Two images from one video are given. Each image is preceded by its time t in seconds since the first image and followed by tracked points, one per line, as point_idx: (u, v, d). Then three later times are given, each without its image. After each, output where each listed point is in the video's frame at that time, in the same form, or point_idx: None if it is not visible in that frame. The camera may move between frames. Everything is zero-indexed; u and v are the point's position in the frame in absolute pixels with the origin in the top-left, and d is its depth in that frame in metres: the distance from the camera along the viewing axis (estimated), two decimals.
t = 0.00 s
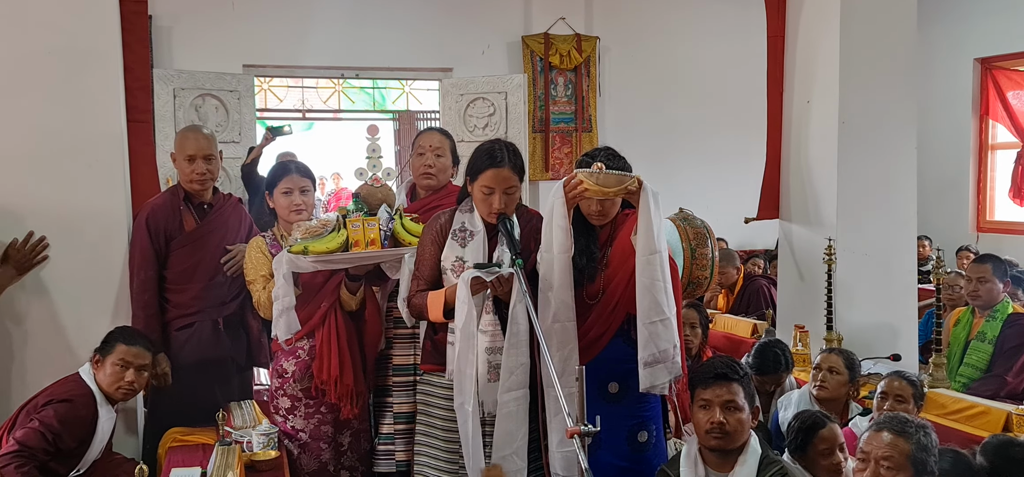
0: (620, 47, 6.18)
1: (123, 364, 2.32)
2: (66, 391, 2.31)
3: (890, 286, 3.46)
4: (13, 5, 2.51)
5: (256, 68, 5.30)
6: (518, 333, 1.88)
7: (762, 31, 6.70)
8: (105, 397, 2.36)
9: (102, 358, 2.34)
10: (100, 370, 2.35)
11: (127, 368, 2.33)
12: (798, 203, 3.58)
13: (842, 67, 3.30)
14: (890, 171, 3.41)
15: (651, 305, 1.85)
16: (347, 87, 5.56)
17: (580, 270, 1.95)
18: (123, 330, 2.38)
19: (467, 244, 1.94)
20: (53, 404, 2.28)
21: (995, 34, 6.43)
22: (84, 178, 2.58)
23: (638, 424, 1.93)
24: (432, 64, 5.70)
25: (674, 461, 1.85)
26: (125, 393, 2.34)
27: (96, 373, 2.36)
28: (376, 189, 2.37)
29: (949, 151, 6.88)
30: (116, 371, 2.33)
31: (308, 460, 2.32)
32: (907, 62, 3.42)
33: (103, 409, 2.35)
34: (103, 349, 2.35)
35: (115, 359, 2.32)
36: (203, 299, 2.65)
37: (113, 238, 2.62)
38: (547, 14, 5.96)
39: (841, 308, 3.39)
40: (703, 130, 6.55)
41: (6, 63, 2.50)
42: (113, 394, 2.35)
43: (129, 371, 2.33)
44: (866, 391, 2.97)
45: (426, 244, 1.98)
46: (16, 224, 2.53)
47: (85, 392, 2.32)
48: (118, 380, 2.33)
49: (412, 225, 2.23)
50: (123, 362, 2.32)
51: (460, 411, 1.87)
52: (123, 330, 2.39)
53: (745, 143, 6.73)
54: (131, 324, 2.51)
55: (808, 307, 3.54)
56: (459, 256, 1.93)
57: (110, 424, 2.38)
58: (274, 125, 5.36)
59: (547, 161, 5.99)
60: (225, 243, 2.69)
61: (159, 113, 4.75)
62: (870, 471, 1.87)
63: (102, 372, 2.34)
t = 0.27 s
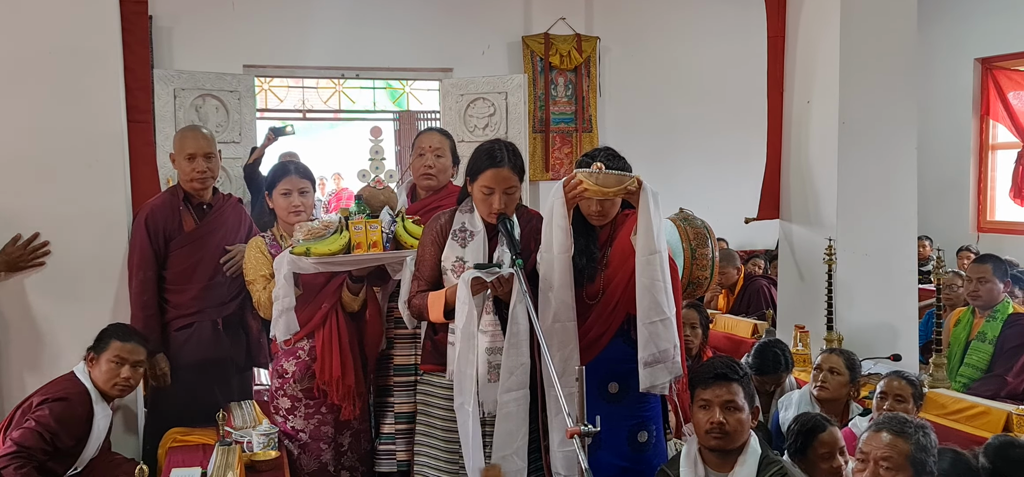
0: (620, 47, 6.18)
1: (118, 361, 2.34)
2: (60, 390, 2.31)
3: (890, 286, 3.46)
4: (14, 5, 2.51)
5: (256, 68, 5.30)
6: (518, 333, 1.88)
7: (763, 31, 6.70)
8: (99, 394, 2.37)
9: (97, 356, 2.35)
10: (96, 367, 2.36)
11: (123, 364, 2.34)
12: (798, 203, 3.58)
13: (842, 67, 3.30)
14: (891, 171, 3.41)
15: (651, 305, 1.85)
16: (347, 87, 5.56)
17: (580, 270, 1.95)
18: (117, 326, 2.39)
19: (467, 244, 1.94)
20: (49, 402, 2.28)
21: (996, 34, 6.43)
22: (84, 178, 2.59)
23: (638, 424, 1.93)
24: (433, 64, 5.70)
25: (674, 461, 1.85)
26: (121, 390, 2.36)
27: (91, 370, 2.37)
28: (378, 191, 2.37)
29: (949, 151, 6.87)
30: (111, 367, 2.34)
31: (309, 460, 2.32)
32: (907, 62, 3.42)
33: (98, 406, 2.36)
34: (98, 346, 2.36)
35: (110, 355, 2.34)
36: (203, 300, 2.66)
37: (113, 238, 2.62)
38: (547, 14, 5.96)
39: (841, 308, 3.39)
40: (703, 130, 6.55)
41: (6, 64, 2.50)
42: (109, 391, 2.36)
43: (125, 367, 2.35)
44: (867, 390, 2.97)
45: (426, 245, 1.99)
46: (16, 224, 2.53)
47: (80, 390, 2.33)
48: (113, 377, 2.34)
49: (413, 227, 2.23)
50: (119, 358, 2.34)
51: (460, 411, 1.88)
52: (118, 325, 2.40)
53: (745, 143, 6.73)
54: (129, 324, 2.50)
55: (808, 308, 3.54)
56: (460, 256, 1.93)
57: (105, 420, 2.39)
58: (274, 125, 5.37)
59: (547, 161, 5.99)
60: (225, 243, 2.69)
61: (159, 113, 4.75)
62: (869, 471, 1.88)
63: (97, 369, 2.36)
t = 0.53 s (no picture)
0: (621, 47, 6.18)
1: (113, 357, 2.35)
2: (56, 388, 2.33)
3: (891, 286, 3.46)
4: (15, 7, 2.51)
5: (257, 68, 5.31)
6: (519, 333, 1.89)
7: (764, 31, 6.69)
8: (96, 391, 2.39)
9: (91, 353, 2.36)
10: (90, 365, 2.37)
11: (118, 360, 2.36)
12: (799, 203, 3.58)
13: (843, 67, 3.30)
14: (892, 171, 3.41)
15: (651, 305, 1.85)
16: (348, 87, 5.56)
17: (581, 270, 1.95)
18: (111, 323, 2.40)
19: (468, 245, 1.94)
20: (46, 401, 2.31)
21: (998, 34, 6.42)
22: (85, 178, 2.59)
23: (639, 424, 1.93)
24: (433, 64, 5.70)
25: (674, 461, 1.85)
26: (117, 386, 2.37)
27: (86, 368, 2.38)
28: (380, 194, 2.35)
29: (951, 150, 6.86)
30: (106, 364, 2.35)
31: (309, 460, 2.32)
32: (908, 62, 3.42)
33: (94, 403, 2.38)
34: (92, 344, 2.37)
35: (105, 352, 2.35)
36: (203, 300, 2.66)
37: (113, 239, 2.62)
38: (548, 14, 5.96)
39: (842, 308, 3.39)
40: (705, 130, 6.55)
41: (7, 65, 2.51)
42: (105, 388, 2.37)
43: (120, 363, 2.36)
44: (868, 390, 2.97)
45: (427, 245, 1.99)
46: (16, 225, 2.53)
47: (76, 388, 2.35)
48: (109, 374, 2.35)
49: (414, 229, 2.24)
50: (113, 355, 2.35)
51: (460, 412, 1.88)
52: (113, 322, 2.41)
53: (746, 143, 6.72)
54: (128, 324, 2.50)
55: (809, 308, 3.54)
56: (461, 256, 1.93)
57: (102, 419, 2.41)
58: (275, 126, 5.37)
59: (548, 161, 6.00)
60: (224, 243, 2.69)
61: (160, 114, 4.76)
62: (868, 471, 1.89)
63: (92, 367, 2.37)
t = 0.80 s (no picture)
0: (621, 46, 6.16)
1: (103, 353, 2.36)
2: (46, 387, 2.33)
3: (893, 286, 3.45)
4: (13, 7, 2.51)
5: (257, 68, 5.30)
6: (518, 334, 1.87)
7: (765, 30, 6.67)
8: (85, 388, 2.39)
9: (80, 351, 2.37)
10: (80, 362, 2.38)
11: (108, 356, 2.37)
12: (801, 203, 3.57)
13: (844, 67, 3.28)
14: (894, 171, 3.40)
15: (652, 305, 1.84)
16: (348, 86, 5.54)
17: (581, 271, 1.94)
18: (99, 321, 2.41)
19: (467, 245, 1.93)
20: (37, 401, 2.30)
21: (1000, 32, 6.39)
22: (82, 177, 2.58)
23: (640, 425, 1.92)
24: (434, 64, 5.68)
25: (675, 461, 1.84)
26: (108, 382, 2.38)
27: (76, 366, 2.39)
28: (377, 195, 2.33)
29: (952, 150, 6.84)
30: (96, 360, 2.36)
31: (309, 461, 2.31)
32: (911, 62, 3.40)
33: (84, 401, 2.37)
34: (81, 341, 2.38)
35: (95, 348, 2.36)
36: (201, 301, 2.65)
37: (111, 239, 2.61)
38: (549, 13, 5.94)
39: (844, 308, 3.38)
40: (706, 129, 6.53)
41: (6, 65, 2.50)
42: (96, 385, 2.38)
43: (110, 358, 2.38)
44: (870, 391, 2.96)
45: (426, 246, 1.97)
46: (14, 225, 2.53)
47: (65, 385, 2.35)
48: (99, 370, 2.36)
49: (412, 228, 2.21)
50: (103, 351, 2.36)
51: (459, 412, 1.87)
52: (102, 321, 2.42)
53: (748, 142, 6.71)
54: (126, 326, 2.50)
55: (811, 308, 3.53)
56: (460, 257, 1.92)
57: (93, 418, 2.39)
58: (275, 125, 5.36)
59: (548, 161, 5.99)
60: (222, 242, 2.67)
61: (160, 113, 4.75)
62: (869, 472, 1.88)
63: (82, 364, 2.37)
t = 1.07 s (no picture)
0: (623, 47, 6.16)
1: (92, 348, 2.38)
2: (35, 386, 2.34)
3: (894, 286, 3.45)
4: (14, 8, 2.51)
5: (258, 68, 5.31)
6: (519, 334, 1.88)
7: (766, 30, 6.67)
8: (74, 384, 2.40)
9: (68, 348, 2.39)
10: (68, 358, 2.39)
11: (97, 351, 2.39)
12: (801, 203, 3.57)
13: (845, 67, 3.28)
14: (895, 172, 3.40)
15: (652, 306, 1.84)
16: (349, 87, 5.57)
17: (581, 271, 1.94)
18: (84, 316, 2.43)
19: (467, 245, 1.93)
20: (27, 399, 2.31)
21: (1001, 32, 6.39)
22: (83, 177, 2.59)
23: (640, 426, 1.93)
24: (435, 64, 5.69)
25: (675, 461, 1.84)
26: (98, 377, 2.40)
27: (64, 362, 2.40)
28: (376, 196, 2.34)
29: (953, 150, 6.84)
30: (85, 355, 2.38)
31: (309, 461, 2.31)
32: (912, 62, 3.40)
33: (74, 396, 2.38)
34: (68, 338, 2.39)
35: (83, 344, 2.37)
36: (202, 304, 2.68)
37: (110, 240, 2.62)
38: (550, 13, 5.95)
39: (845, 309, 3.38)
40: (707, 129, 6.53)
41: (8, 65, 2.51)
42: (85, 381, 2.39)
43: (99, 353, 2.40)
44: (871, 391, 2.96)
45: (427, 246, 1.98)
46: (15, 225, 2.53)
47: (54, 382, 2.35)
48: (88, 365, 2.38)
49: (409, 233, 2.24)
50: (91, 346, 2.38)
51: (459, 412, 1.87)
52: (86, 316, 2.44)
53: (749, 142, 6.70)
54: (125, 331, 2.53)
55: (812, 308, 3.53)
56: (460, 257, 1.93)
57: (83, 414, 2.40)
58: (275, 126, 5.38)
59: (549, 161, 5.99)
60: (223, 244, 2.69)
61: (161, 113, 4.76)
62: (871, 472, 1.89)
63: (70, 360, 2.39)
